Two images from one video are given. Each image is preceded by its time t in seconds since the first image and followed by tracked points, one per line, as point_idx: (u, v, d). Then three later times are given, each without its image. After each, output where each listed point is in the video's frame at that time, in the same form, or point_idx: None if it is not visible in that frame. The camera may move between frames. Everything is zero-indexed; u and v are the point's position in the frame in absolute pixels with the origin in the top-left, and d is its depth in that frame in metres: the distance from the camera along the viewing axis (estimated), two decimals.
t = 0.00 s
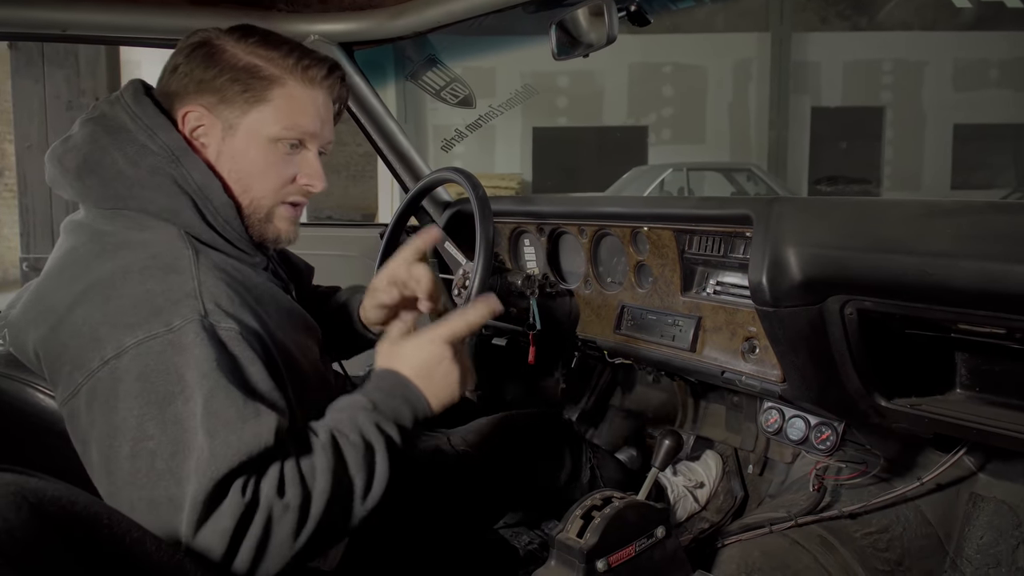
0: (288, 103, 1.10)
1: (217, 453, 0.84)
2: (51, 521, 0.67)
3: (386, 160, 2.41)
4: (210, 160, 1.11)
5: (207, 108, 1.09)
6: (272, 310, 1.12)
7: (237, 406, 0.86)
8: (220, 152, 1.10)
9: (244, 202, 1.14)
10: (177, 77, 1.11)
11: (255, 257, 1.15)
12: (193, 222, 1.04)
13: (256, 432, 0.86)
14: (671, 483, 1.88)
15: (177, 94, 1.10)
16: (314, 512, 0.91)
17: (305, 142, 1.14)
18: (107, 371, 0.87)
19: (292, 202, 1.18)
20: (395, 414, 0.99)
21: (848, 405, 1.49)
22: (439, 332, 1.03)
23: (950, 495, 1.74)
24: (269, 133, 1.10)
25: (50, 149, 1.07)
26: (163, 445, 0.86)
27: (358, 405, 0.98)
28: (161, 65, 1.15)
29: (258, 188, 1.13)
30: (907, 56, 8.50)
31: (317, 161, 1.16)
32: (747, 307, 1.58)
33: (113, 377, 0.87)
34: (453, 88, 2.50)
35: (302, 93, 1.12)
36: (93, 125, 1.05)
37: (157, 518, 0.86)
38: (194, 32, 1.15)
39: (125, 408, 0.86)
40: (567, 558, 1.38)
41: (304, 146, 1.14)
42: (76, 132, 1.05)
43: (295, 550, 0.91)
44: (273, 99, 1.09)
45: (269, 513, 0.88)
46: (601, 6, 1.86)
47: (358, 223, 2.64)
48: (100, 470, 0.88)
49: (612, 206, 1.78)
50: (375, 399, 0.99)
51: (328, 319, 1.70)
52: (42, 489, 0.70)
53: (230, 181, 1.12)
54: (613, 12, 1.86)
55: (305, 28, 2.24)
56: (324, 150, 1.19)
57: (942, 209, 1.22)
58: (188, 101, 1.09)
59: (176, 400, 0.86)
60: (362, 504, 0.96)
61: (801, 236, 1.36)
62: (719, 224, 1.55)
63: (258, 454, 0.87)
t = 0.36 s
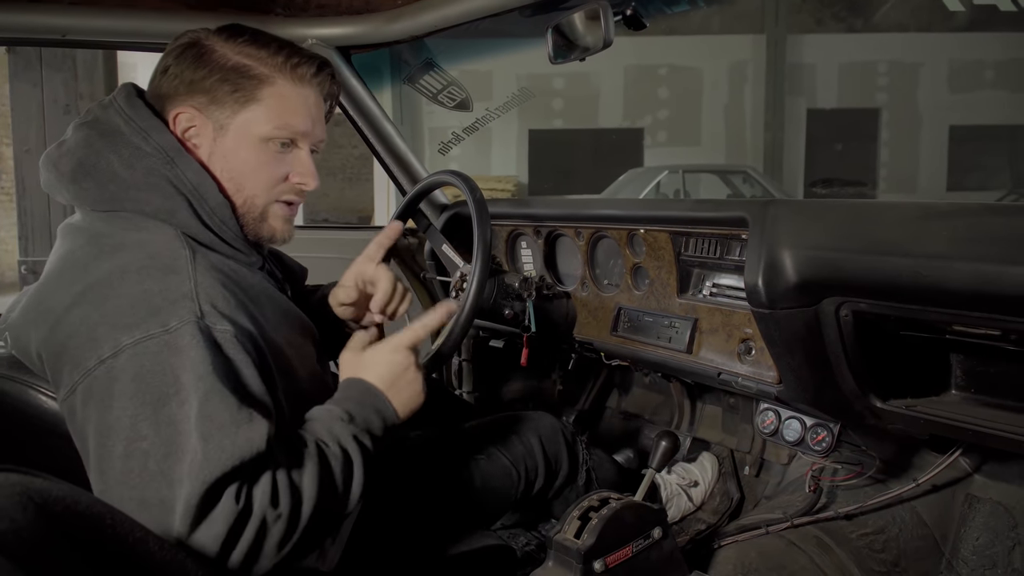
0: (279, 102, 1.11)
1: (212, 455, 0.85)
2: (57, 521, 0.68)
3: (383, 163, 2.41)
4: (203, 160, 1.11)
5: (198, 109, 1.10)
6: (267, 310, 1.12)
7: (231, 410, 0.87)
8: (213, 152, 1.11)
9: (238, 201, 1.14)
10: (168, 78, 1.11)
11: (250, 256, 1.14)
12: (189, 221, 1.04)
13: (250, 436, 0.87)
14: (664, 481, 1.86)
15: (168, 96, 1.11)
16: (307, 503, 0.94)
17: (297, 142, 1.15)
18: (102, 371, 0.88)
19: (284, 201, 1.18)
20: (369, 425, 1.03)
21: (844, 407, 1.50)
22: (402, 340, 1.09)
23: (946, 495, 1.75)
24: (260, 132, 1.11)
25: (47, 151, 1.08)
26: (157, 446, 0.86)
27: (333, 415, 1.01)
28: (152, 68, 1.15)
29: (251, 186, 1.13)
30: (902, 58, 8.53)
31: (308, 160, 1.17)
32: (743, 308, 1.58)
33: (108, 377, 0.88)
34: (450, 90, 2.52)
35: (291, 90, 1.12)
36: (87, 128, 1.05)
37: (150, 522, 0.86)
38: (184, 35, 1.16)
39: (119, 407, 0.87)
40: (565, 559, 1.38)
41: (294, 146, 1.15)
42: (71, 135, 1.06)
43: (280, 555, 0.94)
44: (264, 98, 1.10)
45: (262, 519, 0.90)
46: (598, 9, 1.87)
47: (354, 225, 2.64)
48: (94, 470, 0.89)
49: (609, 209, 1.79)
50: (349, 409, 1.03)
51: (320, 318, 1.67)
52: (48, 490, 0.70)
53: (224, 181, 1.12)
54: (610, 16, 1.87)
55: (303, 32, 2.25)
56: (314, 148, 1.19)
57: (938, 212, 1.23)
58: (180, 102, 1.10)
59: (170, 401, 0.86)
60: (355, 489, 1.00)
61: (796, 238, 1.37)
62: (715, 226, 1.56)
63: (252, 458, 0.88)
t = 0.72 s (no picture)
0: (297, 115, 1.12)
1: (235, 466, 0.90)
2: (70, 517, 0.68)
3: (387, 165, 2.43)
4: (219, 170, 1.12)
5: (216, 118, 1.10)
6: (282, 319, 1.14)
7: (254, 421, 0.92)
8: (229, 161, 1.12)
9: (253, 212, 1.15)
10: (187, 86, 1.12)
11: (263, 265, 1.15)
12: (205, 232, 1.05)
13: (270, 447, 0.93)
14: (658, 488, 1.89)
15: (187, 104, 1.11)
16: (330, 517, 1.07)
17: (312, 154, 1.17)
18: (116, 379, 0.90)
19: (297, 212, 1.20)
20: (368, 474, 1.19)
21: (846, 408, 1.51)
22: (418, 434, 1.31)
23: (949, 497, 1.74)
24: (277, 143, 1.12)
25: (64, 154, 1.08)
26: (174, 454, 0.89)
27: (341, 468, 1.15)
28: (171, 74, 1.16)
29: (265, 199, 1.15)
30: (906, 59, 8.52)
31: (323, 172, 1.19)
32: (745, 309, 1.59)
33: (122, 386, 0.90)
34: (454, 93, 2.51)
35: (309, 102, 1.14)
36: (103, 131, 1.07)
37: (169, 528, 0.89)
38: (204, 42, 1.16)
39: (135, 416, 0.89)
40: (569, 559, 1.38)
41: (308, 158, 1.16)
42: (90, 137, 1.07)
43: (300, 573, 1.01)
44: (282, 110, 1.11)
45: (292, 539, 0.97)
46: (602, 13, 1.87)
47: (358, 227, 2.65)
48: (108, 476, 0.91)
49: (612, 211, 1.80)
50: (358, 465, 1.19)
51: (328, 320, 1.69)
52: (59, 486, 0.71)
53: (239, 192, 1.13)
54: (613, 19, 1.88)
55: (308, 35, 2.27)
56: (329, 158, 1.21)
57: (939, 213, 1.23)
58: (198, 111, 1.11)
59: (186, 411, 0.90)
60: (366, 505, 1.16)
61: (798, 240, 1.37)
62: (718, 228, 1.57)
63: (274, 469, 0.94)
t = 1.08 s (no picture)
0: (305, 119, 1.14)
1: (249, 460, 0.92)
2: (85, 513, 0.70)
3: (397, 166, 2.45)
4: (228, 172, 1.15)
5: (225, 121, 1.13)
6: (291, 319, 1.15)
7: (267, 416, 0.94)
8: (238, 164, 1.14)
9: (261, 214, 1.17)
10: (197, 89, 1.14)
11: (272, 266, 1.16)
12: (214, 233, 1.07)
13: (283, 441, 0.95)
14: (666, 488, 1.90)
15: (197, 107, 1.14)
16: (345, 510, 1.09)
17: (320, 157, 1.18)
18: (129, 378, 0.92)
19: (304, 215, 1.22)
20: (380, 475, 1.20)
21: (853, 408, 1.51)
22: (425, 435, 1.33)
23: (957, 497, 1.75)
24: (285, 146, 1.14)
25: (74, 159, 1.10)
26: (188, 450, 0.91)
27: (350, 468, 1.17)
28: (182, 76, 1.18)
29: (273, 201, 1.17)
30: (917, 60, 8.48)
31: (330, 175, 1.21)
32: (752, 310, 1.60)
33: (135, 384, 0.92)
34: (463, 95, 2.53)
35: (316, 106, 1.15)
36: (113, 135, 1.09)
37: (186, 523, 0.91)
38: (214, 45, 1.19)
39: (149, 413, 0.91)
40: (577, 557, 1.40)
41: (316, 161, 1.18)
42: (101, 141, 1.09)
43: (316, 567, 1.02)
44: (290, 114, 1.13)
45: (306, 533, 0.99)
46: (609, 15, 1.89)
47: (368, 228, 2.67)
48: (123, 473, 0.93)
49: (620, 212, 1.81)
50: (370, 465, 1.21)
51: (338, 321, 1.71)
52: (76, 483, 0.73)
53: (247, 194, 1.16)
54: (620, 22, 1.89)
55: (318, 39, 2.29)
56: (337, 161, 1.23)
57: (944, 214, 1.24)
58: (207, 114, 1.13)
59: (198, 409, 0.91)
60: (376, 501, 1.17)
61: (804, 241, 1.38)
62: (725, 228, 1.58)
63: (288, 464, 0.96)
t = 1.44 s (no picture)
0: (317, 126, 1.18)
1: (263, 457, 0.96)
2: (107, 512, 0.74)
3: (404, 170, 2.49)
4: (241, 178, 1.18)
5: (239, 129, 1.16)
6: (301, 320, 1.19)
7: (280, 414, 0.98)
8: (250, 170, 1.17)
9: (273, 219, 1.21)
10: (211, 97, 1.18)
11: (282, 269, 1.20)
12: (227, 237, 1.10)
13: (295, 439, 0.98)
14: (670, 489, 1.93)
15: (211, 115, 1.17)
16: (354, 505, 1.12)
17: (331, 163, 1.22)
18: (147, 378, 0.96)
19: (315, 219, 1.25)
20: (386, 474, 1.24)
21: (853, 408, 1.54)
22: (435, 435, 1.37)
23: (956, 497, 1.77)
24: (297, 153, 1.17)
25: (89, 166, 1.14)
26: (204, 447, 0.95)
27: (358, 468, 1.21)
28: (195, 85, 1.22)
29: (285, 206, 1.20)
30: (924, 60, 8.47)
31: (340, 180, 1.24)
32: (754, 312, 1.63)
33: (153, 384, 0.95)
34: (470, 99, 2.54)
35: (327, 113, 1.19)
36: (127, 142, 1.12)
37: (202, 518, 0.95)
38: (227, 55, 1.22)
39: (166, 412, 0.95)
40: (581, 555, 1.43)
41: (327, 167, 1.22)
42: (115, 149, 1.12)
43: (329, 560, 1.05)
44: (302, 121, 1.16)
45: (319, 527, 1.02)
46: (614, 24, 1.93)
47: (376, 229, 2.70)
48: (141, 469, 0.96)
49: (626, 215, 1.83)
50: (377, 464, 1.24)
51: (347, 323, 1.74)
52: (97, 484, 0.77)
53: (259, 199, 1.19)
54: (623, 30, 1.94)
55: (328, 44, 2.33)
56: (346, 167, 1.26)
57: (941, 220, 1.27)
58: (222, 122, 1.16)
59: (214, 407, 0.95)
60: (385, 498, 1.21)
61: (805, 246, 1.41)
62: (728, 232, 1.60)
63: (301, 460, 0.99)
